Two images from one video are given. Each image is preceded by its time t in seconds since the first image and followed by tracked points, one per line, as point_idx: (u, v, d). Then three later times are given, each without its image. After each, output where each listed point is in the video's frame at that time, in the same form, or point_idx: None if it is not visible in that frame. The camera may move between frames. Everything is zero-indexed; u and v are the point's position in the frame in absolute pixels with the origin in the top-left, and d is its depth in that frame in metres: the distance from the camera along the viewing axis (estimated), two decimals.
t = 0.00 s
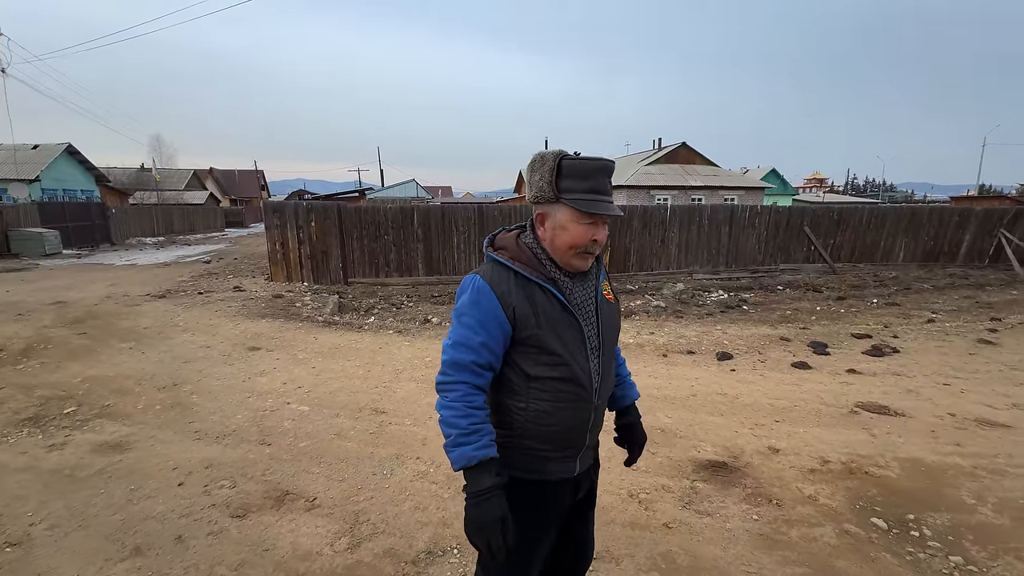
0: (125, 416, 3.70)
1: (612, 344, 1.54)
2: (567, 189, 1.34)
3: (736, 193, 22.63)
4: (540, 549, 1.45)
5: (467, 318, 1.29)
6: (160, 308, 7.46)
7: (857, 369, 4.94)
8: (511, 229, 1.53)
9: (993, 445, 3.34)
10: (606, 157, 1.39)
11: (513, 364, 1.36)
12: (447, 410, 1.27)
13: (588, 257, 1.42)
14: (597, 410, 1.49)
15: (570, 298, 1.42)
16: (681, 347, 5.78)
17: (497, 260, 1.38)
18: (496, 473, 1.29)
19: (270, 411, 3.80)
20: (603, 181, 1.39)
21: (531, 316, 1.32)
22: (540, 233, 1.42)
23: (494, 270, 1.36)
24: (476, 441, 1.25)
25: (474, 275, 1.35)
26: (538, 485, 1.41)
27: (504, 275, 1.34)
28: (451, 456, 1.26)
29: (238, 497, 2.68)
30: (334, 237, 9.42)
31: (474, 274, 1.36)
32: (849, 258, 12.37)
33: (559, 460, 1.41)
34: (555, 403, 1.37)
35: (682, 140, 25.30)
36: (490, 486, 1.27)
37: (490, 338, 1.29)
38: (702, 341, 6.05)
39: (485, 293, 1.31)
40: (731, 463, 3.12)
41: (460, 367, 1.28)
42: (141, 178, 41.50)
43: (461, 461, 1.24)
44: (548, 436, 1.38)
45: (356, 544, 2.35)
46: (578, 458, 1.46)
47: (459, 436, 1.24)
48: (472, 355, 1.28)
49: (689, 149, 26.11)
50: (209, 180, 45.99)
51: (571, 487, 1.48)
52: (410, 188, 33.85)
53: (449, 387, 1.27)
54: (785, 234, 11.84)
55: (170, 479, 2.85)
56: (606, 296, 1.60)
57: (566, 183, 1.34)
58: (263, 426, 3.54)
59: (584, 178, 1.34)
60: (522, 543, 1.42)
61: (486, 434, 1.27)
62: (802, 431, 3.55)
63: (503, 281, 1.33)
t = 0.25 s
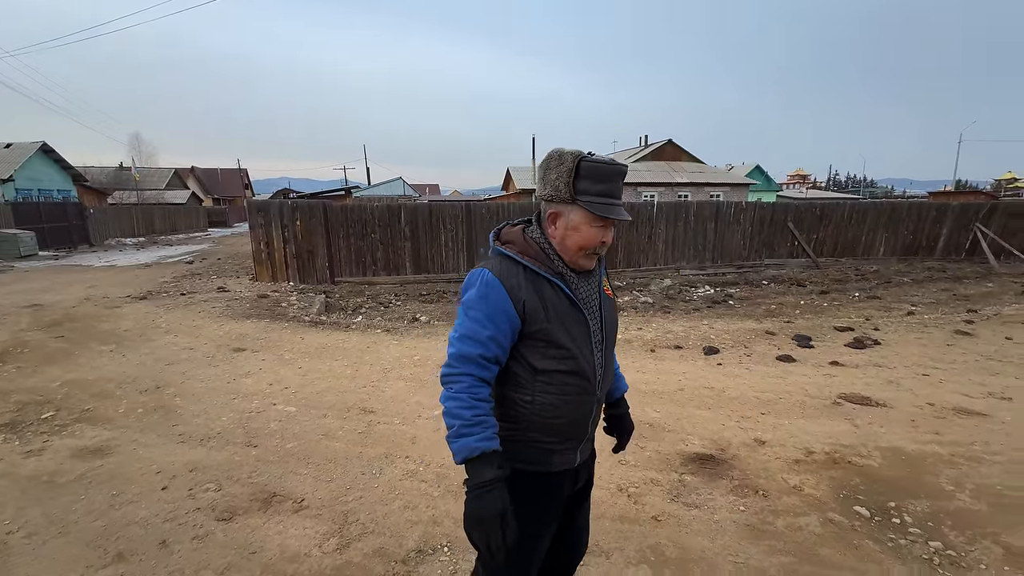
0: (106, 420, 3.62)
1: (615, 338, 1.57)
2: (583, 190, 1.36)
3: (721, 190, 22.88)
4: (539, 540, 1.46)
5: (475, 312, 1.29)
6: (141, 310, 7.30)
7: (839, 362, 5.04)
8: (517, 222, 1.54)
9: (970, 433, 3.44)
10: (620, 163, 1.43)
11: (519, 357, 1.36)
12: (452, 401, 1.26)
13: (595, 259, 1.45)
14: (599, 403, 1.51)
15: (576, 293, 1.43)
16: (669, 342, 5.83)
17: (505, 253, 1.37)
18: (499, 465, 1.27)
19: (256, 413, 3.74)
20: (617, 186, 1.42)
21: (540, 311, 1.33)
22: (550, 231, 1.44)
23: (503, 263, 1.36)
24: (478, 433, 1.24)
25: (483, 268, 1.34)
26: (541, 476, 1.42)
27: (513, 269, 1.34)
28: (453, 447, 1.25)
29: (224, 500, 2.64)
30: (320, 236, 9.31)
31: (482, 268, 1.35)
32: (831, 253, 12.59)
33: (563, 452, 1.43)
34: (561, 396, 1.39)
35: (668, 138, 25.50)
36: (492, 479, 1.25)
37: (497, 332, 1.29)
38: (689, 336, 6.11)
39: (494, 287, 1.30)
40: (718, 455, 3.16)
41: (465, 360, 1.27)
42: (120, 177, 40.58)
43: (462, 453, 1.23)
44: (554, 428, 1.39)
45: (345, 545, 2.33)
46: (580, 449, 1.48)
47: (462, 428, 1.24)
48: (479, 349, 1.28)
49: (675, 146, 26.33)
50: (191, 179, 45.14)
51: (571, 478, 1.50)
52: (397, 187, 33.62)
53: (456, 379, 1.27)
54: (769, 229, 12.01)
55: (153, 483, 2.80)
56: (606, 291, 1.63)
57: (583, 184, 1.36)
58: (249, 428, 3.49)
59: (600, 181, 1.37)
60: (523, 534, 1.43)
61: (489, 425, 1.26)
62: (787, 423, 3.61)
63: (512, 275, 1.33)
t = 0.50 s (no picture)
0: (74, 427, 3.48)
1: (609, 337, 1.59)
2: (582, 184, 1.36)
3: (699, 184, 23.21)
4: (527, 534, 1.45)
5: (471, 304, 1.28)
6: (110, 312, 7.05)
7: (814, 350, 5.17)
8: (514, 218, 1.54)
9: (938, 416, 3.57)
10: (618, 155, 1.43)
11: (514, 352, 1.36)
12: (443, 388, 1.23)
13: (595, 253, 1.45)
14: (592, 400, 1.53)
15: (574, 289, 1.43)
16: (650, 334, 5.89)
17: (502, 247, 1.37)
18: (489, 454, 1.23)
19: (233, 415, 3.65)
20: (616, 178, 1.42)
21: (536, 306, 1.33)
22: (550, 226, 1.43)
23: (500, 258, 1.35)
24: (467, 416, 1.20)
25: (480, 262, 1.34)
26: (533, 468, 1.44)
27: (511, 264, 1.33)
28: (441, 432, 1.21)
29: (200, 505, 2.57)
30: (297, 233, 9.13)
31: (479, 262, 1.35)
32: (806, 245, 12.90)
33: (554, 446, 1.44)
34: (554, 390, 1.39)
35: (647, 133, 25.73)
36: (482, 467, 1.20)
37: (493, 324, 1.28)
38: (670, 328, 6.19)
39: (492, 279, 1.30)
40: (699, 444, 3.21)
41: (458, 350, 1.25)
42: (86, 175, 39.07)
43: (451, 435, 1.19)
44: (547, 422, 1.40)
45: (327, 546, 2.29)
46: (570, 443, 1.50)
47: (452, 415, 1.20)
48: (474, 340, 1.26)
49: (654, 141, 26.59)
50: (161, 176, 43.74)
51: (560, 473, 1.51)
52: (376, 183, 33.17)
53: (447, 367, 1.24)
54: (746, 223, 12.24)
55: (125, 490, 2.71)
56: (602, 287, 1.64)
57: (582, 178, 1.36)
58: (226, 431, 3.40)
59: (600, 173, 1.37)
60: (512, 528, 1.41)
61: (479, 410, 1.22)
62: (765, 411, 3.69)
63: (509, 269, 1.33)
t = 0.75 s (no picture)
0: (30, 439, 3.31)
1: (602, 334, 1.60)
2: (571, 182, 1.36)
3: (672, 178, 23.58)
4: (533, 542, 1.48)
5: (464, 316, 1.26)
6: (68, 316, 6.72)
7: (784, 339, 5.33)
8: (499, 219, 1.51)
9: (898, 399, 3.74)
10: (605, 152, 1.44)
11: (510, 361, 1.36)
12: (440, 411, 1.22)
13: (584, 253, 1.45)
14: (589, 400, 1.54)
15: (566, 291, 1.43)
16: (626, 327, 5.97)
17: (490, 252, 1.35)
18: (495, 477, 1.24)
19: (203, 420, 3.54)
20: (603, 175, 1.43)
21: (530, 313, 1.33)
22: (538, 228, 1.42)
23: (489, 264, 1.33)
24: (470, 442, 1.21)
25: (468, 270, 1.31)
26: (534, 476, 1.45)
27: (501, 270, 1.32)
28: (444, 459, 1.21)
29: (169, 514, 2.49)
30: (268, 231, 8.87)
31: (468, 269, 1.33)
32: (774, 237, 13.28)
33: (554, 452, 1.45)
34: (552, 397, 1.40)
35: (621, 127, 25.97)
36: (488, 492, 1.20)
37: (488, 337, 1.28)
38: (646, 320, 6.28)
39: (484, 289, 1.29)
40: (675, 434, 3.28)
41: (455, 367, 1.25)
42: (37, 172, 37.04)
43: (455, 464, 1.19)
44: (545, 429, 1.41)
45: (304, 551, 2.25)
46: (569, 447, 1.52)
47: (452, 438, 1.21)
48: (469, 355, 1.25)
49: (628, 135, 26.86)
50: (121, 173, 41.84)
51: (562, 475, 1.53)
52: (349, 179, 32.54)
53: (445, 388, 1.24)
54: (717, 215, 12.52)
55: (88, 502, 2.59)
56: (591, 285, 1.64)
57: (571, 176, 1.35)
58: (196, 437, 3.29)
59: (588, 172, 1.37)
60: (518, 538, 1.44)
61: (481, 435, 1.23)
62: (738, 399, 3.79)
63: (500, 276, 1.31)
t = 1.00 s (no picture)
0: None
1: (597, 323, 1.60)
2: (556, 173, 1.30)
3: (644, 172, 23.92)
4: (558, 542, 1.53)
5: (467, 337, 1.22)
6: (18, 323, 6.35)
7: (752, 328, 5.50)
8: (480, 220, 1.45)
9: (859, 383, 3.91)
10: (584, 132, 1.38)
11: (515, 371, 1.34)
12: (456, 446, 1.24)
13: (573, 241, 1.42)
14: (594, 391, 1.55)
15: (562, 287, 1.42)
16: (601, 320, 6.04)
17: (478, 259, 1.31)
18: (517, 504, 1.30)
19: (167, 427, 3.40)
20: (585, 158, 1.37)
21: (532, 320, 1.30)
22: (526, 225, 1.36)
23: (481, 274, 1.27)
24: (492, 476, 1.25)
25: (459, 284, 1.24)
26: (549, 482, 1.46)
27: (494, 278, 1.27)
28: (470, 493, 1.25)
29: (133, 527, 2.39)
30: (233, 230, 8.58)
31: (457, 282, 1.25)
32: (742, 229, 13.65)
33: (566, 451, 1.47)
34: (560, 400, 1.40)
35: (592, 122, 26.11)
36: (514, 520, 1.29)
37: (493, 356, 1.25)
38: (620, 313, 6.37)
39: (482, 304, 1.22)
40: (649, 424, 3.34)
41: (465, 396, 1.23)
42: None
43: (482, 498, 1.24)
44: (556, 434, 1.41)
45: (278, 558, 2.20)
46: (578, 444, 1.53)
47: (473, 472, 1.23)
48: (476, 380, 1.23)
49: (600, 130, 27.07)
50: (72, 170, 39.69)
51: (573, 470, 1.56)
52: (318, 175, 31.77)
53: (458, 420, 1.23)
54: (688, 209, 12.77)
55: (43, 518, 2.46)
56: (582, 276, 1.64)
57: (555, 167, 1.30)
58: (160, 445, 3.17)
59: (572, 158, 1.31)
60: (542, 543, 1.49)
61: (500, 464, 1.26)
62: (709, 388, 3.89)
63: (496, 287, 1.26)
